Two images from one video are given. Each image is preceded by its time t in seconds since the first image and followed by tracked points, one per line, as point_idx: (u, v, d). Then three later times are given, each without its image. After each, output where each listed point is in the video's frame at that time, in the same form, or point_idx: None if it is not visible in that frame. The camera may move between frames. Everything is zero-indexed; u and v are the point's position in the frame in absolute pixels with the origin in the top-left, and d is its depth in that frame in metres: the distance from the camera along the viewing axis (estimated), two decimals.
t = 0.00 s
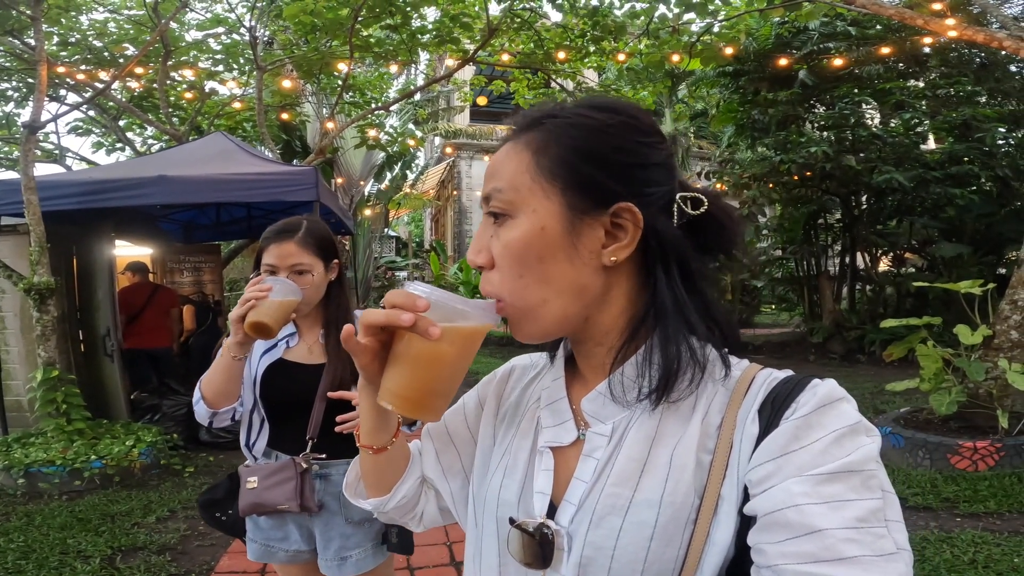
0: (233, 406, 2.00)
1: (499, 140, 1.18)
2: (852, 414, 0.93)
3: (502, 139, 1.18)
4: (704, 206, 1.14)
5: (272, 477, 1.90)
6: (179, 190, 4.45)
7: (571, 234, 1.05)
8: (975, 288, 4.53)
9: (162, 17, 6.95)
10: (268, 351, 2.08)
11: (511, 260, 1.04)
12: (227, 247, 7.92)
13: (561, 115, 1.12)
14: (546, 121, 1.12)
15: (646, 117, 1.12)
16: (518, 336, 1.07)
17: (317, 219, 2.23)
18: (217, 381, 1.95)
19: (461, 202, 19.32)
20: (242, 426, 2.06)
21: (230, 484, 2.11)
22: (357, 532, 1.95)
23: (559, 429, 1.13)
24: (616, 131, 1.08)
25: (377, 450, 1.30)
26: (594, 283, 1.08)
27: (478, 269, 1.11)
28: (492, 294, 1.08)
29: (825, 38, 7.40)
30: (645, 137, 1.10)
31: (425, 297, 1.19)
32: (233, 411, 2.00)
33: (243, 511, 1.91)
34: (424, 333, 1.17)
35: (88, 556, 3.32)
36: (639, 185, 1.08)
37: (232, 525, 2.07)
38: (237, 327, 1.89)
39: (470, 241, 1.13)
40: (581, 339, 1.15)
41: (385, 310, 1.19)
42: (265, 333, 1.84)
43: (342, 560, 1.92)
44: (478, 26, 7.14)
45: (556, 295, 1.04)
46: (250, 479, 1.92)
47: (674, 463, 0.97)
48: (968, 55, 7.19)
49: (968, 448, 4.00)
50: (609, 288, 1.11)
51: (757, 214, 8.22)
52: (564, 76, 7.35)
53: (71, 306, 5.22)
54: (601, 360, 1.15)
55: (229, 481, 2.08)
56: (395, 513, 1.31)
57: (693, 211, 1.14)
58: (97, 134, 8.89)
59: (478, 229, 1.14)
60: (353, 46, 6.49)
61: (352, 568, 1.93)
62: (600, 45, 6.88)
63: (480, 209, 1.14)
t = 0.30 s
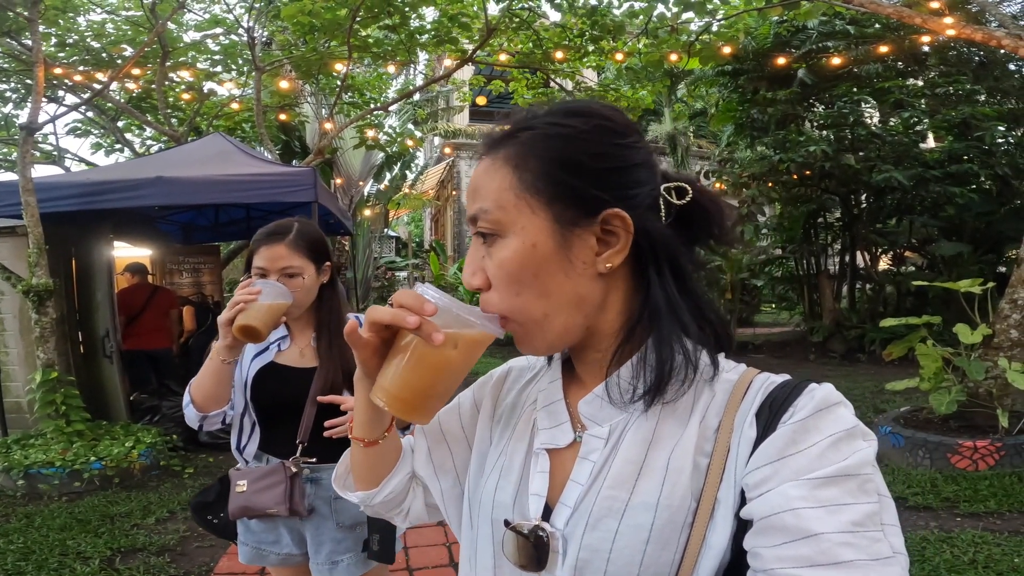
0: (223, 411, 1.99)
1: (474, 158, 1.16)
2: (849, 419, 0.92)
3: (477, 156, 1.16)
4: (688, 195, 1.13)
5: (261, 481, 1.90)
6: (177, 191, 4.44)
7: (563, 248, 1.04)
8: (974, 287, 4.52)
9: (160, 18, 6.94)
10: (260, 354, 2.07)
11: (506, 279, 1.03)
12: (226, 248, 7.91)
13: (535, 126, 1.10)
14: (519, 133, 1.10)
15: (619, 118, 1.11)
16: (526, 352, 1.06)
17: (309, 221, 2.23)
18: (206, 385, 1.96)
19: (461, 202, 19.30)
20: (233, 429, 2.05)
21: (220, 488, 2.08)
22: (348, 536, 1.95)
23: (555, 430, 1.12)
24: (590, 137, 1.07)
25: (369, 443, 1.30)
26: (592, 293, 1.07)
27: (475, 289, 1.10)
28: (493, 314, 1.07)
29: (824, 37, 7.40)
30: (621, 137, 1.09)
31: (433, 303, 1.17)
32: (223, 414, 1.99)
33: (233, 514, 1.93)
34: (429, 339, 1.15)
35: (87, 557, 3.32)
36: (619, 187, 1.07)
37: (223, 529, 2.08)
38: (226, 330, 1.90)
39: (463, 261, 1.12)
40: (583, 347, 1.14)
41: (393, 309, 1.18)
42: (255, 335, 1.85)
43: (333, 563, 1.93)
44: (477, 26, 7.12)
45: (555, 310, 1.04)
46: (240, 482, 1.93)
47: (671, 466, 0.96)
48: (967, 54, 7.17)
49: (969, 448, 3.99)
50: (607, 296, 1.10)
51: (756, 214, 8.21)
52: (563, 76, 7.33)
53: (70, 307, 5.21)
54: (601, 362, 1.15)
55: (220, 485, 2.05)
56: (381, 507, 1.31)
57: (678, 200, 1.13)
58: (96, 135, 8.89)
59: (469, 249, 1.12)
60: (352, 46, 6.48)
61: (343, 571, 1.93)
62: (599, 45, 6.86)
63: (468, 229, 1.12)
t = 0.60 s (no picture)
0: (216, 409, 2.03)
1: (463, 166, 1.16)
2: (848, 416, 0.92)
3: (465, 163, 1.16)
4: (676, 188, 1.15)
5: (250, 482, 1.91)
6: (176, 192, 4.44)
7: (558, 249, 1.04)
8: (974, 287, 4.51)
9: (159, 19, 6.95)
10: (251, 355, 2.06)
11: (505, 284, 1.03)
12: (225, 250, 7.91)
13: (520, 130, 1.11)
14: (505, 139, 1.11)
15: (601, 116, 1.12)
16: (529, 354, 1.06)
17: (301, 221, 2.23)
18: (196, 386, 1.99)
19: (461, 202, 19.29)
20: (223, 430, 2.06)
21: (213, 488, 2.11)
22: (339, 539, 1.97)
23: (554, 427, 1.12)
24: (576, 136, 1.08)
25: (364, 433, 1.30)
26: (591, 291, 1.07)
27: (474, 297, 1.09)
28: (495, 320, 1.06)
29: (823, 37, 7.41)
30: (606, 135, 1.10)
31: (437, 302, 1.17)
32: (213, 415, 2.02)
33: (223, 516, 1.94)
34: (429, 338, 1.15)
35: (88, 557, 3.32)
36: (608, 184, 1.07)
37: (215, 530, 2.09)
38: (215, 330, 1.92)
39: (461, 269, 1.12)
40: (583, 345, 1.14)
41: (396, 303, 1.18)
42: (243, 335, 1.86)
43: (323, 567, 1.94)
44: (477, 27, 7.12)
45: (555, 311, 1.04)
46: (230, 484, 1.94)
47: (670, 463, 0.96)
48: (966, 54, 7.23)
49: (968, 447, 3.99)
50: (605, 293, 1.10)
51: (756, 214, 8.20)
52: (562, 76, 7.33)
53: (70, 308, 5.21)
54: (600, 359, 1.15)
55: (213, 485, 2.08)
56: (374, 498, 1.30)
57: (667, 194, 1.15)
58: (96, 136, 8.90)
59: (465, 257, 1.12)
60: (351, 47, 6.48)
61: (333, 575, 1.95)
62: (598, 45, 6.86)
63: (463, 237, 1.12)
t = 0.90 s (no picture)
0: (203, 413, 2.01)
1: (460, 171, 1.16)
2: (847, 420, 0.92)
3: (462, 167, 1.15)
4: (673, 189, 1.14)
5: (242, 486, 1.91)
6: (174, 193, 4.43)
7: (555, 254, 1.03)
8: (973, 286, 4.51)
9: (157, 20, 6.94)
10: (241, 358, 2.07)
11: (502, 289, 1.02)
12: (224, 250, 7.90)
13: (515, 134, 1.11)
14: (500, 143, 1.11)
15: (596, 119, 1.11)
16: (525, 358, 1.06)
17: (290, 223, 2.22)
18: (184, 390, 1.97)
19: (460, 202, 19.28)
20: (214, 433, 2.07)
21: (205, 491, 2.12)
22: (331, 544, 1.98)
23: (552, 430, 1.11)
24: (571, 139, 1.07)
25: (357, 429, 1.29)
26: (589, 296, 1.06)
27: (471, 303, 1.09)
28: (492, 324, 1.06)
29: (821, 36, 7.40)
30: (602, 139, 1.09)
31: (436, 300, 1.16)
32: (202, 419, 2.01)
33: (214, 520, 1.94)
34: (425, 335, 1.15)
35: (87, 558, 3.31)
36: (604, 187, 1.07)
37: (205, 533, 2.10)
38: (202, 333, 1.92)
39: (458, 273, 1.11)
40: (581, 349, 1.13)
41: (397, 297, 1.18)
42: (231, 337, 1.86)
43: (316, 570, 1.95)
44: (475, 26, 7.11)
45: (552, 316, 1.03)
46: (221, 487, 1.94)
47: (668, 467, 0.96)
48: (965, 53, 7.20)
49: (968, 446, 3.98)
50: (603, 297, 1.09)
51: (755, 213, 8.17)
52: (561, 76, 7.31)
53: (70, 310, 5.20)
54: (598, 362, 1.14)
55: (205, 488, 2.09)
56: (365, 495, 1.30)
57: (664, 195, 1.14)
58: (95, 137, 8.89)
59: (462, 261, 1.12)
60: (349, 48, 6.47)
61: None
62: (597, 45, 6.86)
63: (460, 242, 1.12)
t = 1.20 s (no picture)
0: (190, 416, 1.99)
1: (458, 171, 1.16)
2: (844, 421, 0.91)
3: (460, 167, 1.15)
4: (672, 191, 1.14)
5: (234, 488, 1.93)
6: (173, 194, 4.43)
7: (553, 254, 1.03)
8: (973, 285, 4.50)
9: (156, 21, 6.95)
10: (231, 359, 2.08)
11: (499, 289, 1.02)
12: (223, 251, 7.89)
13: (513, 135, 1.10)
14: (499, 143, 1.11)
15: (594, 120, 1.11)
16: (521, 357, 1.06)
17: (280, 223, 2.22)
18: (173, 390, 1.95)
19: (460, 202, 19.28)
20: (204, 435, 2.08)
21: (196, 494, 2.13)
22: (326, 545, 1.99)
23: (550, 430, 1.11)
24: (569, 140, 1.07)
25: (353, 425, 1.29)
26: (586, 297, 1.06)
27: (468, 303, 1.09)
28: (488, 324, 1.06)
29: (820, 35, 7.38)
30: (600, 140, 1.09)
31: (434, 297, 1.16)
32: (191, 421, 2.00)
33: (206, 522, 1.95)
34: (421, 330, 1.15)
35: (88, 560, 3.31)
36: (602, 188, 1.07)
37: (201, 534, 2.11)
38: (191, 333, 1.92)
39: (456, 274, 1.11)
40: (578, 350, 1.13)
41: (395, 292, 1.18)
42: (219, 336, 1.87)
43: (311, 572, 1.96)
44: (474, 27, 7.11)
45: (549, 316, 1.03)
46: (212, 489, 1.96)
47: (665, 468, 0.95)
48: (964, 52, 7.19)
49: (968, 446, 3.98)
50: (600, 298, 1.09)
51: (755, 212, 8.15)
52: (560, 76, 7.29)
53: (70, 311, 5.20)
54: (596, 363, 1.14)
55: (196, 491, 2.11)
56: (360, 492, 1.29)
57: (662, 197, 1.14)
58: (94, 138, 8.90)
59: (460, 261, 1.11)
60: (348, 48, 6.47)
61: None
62: (596, 45, 6.86)
63: (458, 242, 1.11)
